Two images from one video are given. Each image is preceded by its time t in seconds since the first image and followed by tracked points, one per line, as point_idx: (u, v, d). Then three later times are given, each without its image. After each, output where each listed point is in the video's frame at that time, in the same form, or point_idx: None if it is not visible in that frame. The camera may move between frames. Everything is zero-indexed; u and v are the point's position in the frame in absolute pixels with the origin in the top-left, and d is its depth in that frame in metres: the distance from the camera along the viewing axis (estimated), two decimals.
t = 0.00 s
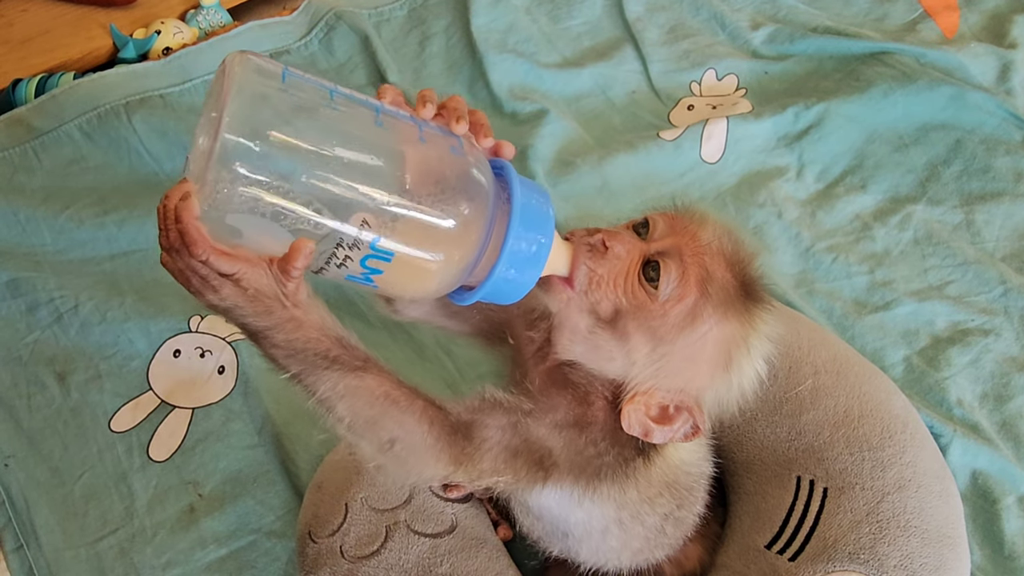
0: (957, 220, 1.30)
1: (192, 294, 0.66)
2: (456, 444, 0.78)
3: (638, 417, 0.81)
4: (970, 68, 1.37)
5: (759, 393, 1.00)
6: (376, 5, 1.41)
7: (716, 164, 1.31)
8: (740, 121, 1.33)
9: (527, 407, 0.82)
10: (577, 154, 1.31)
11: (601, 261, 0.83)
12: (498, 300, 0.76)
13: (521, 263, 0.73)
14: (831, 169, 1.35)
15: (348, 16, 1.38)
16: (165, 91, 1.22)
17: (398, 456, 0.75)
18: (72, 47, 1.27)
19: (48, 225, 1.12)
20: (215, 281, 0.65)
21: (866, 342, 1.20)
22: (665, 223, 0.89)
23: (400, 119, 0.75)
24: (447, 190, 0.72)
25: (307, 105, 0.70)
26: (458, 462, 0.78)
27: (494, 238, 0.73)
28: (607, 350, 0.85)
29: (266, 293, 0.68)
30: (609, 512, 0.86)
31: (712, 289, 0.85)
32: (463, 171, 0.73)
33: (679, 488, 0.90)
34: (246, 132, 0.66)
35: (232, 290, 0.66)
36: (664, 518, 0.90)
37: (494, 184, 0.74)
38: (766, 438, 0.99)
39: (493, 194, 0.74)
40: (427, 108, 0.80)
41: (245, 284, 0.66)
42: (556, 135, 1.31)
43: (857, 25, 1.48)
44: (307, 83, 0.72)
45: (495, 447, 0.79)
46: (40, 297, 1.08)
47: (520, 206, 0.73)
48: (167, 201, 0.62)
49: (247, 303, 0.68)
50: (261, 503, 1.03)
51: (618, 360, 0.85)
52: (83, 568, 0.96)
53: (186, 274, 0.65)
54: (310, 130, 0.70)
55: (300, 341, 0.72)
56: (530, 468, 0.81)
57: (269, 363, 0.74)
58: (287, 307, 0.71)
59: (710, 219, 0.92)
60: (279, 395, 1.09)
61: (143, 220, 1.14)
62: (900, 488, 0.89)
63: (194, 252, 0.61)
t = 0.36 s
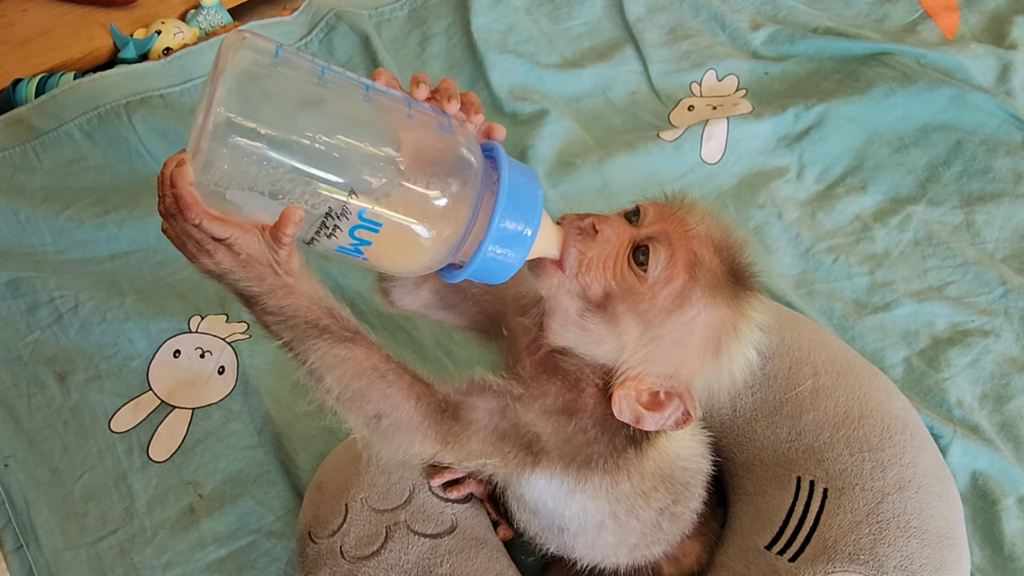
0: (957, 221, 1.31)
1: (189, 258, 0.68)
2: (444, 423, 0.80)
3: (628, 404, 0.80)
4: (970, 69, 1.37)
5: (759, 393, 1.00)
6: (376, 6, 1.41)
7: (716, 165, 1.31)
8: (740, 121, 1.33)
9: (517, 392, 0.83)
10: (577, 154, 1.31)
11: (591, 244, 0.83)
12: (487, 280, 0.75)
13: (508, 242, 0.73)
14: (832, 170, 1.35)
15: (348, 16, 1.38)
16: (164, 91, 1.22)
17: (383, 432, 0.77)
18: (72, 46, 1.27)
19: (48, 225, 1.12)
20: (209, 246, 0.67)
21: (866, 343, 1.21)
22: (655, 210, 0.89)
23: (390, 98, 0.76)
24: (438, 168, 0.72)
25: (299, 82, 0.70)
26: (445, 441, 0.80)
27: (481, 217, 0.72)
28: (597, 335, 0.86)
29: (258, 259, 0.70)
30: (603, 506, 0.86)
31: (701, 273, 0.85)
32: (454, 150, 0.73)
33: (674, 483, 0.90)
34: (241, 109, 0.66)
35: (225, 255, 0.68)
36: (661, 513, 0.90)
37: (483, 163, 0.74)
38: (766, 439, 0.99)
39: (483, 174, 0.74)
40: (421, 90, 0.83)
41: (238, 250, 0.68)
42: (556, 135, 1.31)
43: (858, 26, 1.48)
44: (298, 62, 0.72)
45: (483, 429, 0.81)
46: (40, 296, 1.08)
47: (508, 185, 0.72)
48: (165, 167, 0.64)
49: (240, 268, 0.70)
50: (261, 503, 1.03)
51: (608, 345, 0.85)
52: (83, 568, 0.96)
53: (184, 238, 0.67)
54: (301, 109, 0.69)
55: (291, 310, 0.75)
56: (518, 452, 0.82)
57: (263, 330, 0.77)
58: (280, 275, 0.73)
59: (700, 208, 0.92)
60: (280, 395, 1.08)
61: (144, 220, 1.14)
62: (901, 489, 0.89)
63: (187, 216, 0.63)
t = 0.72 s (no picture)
0: (957, 222, 1.30)
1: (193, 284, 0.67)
2: (450, 438, 0.80)
3: (632, 412, 0.80)
4: (971, 70, 1.37)
5: (759, 394, 1.00)
6: (377, 6, 1.41)
7: (716, 166, 1.31)
8: (740, 122, 1.33)
9: (522, 404, 0.83)
10: (578, 155, 1.31)
11: (595, 253, 0.83)
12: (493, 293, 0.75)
13: (514, 254, 0.72)
14: (832, 171, 1.35)
15: (348, 16, 1.38)
16: (164, 91, 1.22)
17: (391, 448, 0.77)
18: (73, 47, 1.27)
19: (48, 226, 1.12)
20: (215, 268, 0.66)
21: (866, 344, 1.21)
22: (658, 218, 0.88)
23: (393, 110, 0.76)
24: (440, 179, 0.72)
25: (301, 96, 0.71)
26: (451, 457, 0.80)
27: (487, 230, 0.73)
28: (601, 345, 0.85)
29: (265, 280, 0.69)
30: (603, 511, 0.86)
31: (705, 282, 0.84)
32: (456, 161, 0.73)
33: (675, 487, 0.90)
34: (243, 125, 0.66)
35: (232, 277, 0.67)
36: (661, 517, 0.90)
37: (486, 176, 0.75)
38: (766, 440, 0.99)
39: (486, 188, 0.74)
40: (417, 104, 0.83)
41: (245, 271, 0.67)
42: (556, 136, 1.31)
43: (858, 27, 1.48)
44: (301, 76, 0.72)
45: (489, 441, 0.81)
46: (40, 297, 1.08)
47: (512, 198, 0.72)
48: (167, 189, 0.62)
49: (247, 290, 0.68)
50: (261, 504, 1.03)
51: (612, 355, 0.85)
52: (83, 568, 0.96)
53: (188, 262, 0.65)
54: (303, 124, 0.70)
55: (299, 330, 0.74)
56: (524, 465, 0.81)
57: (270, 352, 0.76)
58: (287, 294, 0.72)
59: (703, 215, 0.91)
60: (279, 396, 1.08)
61: (144, 221, 1.14)
62: (901, 490, 0.89)
63: (193, 237, 0.62)
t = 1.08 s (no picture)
0: (957, 222, 1.31)
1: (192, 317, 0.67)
2: (454, 457, 0.79)
3: (634, 428, 0.81)
4: (970, 71, 1.37)
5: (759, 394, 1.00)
6: (377, 6, 1.41)
7: (716, 167, 1.31)
8: (740, 123, 1.33)
9: (526, 420, 0.83)
10: (578, 156, 1.31)
11: (601, 273, 0.82)
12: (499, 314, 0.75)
13: (521, 277, 0.73)
14: (831, 171, 1.35)
15: (348, 17, 1.38)
16: (164, 91, 1.22)
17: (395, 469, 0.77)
18: (73, 47, 1.27)
19: (48, 226, 1.12)
20: (213, 304, 0.65)
21: (866, 344, 1.21)
22: (667, 235, 0.88)
23: (395, 135, 0.76)
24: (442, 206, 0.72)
25: (302, 122, 0.71)
26: (454, 474, 0.79)
27: (493, 253, 0.73)
28: (606, 363, 0.85)
29: (265, 314, 0.68)
30: (605, 519, 0.86)
31: (712, 303, 0.84)
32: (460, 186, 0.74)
33: (675, 496, 0.91)
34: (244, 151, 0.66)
35: (231, 312, 0.66)
36: (662, 525, 0.90)
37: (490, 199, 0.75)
38: (766, 440, 0.99)
39: (492, 210, 0.74)
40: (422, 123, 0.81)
41: (244, 305, 0.66)
42: (556, 137, 1.31)
43: (857, 27, 1.48)
44: (302, 101, 0.72)
45: (493, 458, 0.80)
46: (40, 297, 1.08)
47: (518, 220, 0.73)
48: (163, 224, 0.62)
49: (247, 324, 0.68)
50: (261, 504, 1.03)
51: (615, 373, 0.85)
52: (83, 569, 0.96)
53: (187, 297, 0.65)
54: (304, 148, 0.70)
55: (300, 359, 0.73)
56: (527, 480, 0.81)
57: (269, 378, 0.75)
58: (287, 326, 0.71)
59: (712, 231, 0.91)
60: (279, 396, 1.09)
61: (144, 221, 1.14)
62: (899, 491, 0.89)
63: (191, 275, 0.62)
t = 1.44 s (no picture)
0: (957, 223, 1.31)
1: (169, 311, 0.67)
2: (436, 449, 0.78)
3: (618, 420, 0.80)
4: (970, 71, 1.37)
5: (758, 394, 1.00)
6: (376, 6, 1.41)
7: (715, 167, 1.31)
8: (740, 124, 1.33)
9: (509, 412, 0.82)
10: (577, 156, 1.31)
11: (577, 264, 0.83)
12: (475, 305, 0.75)
13: (494, 268, 0.73)
14: (831, 172, 1.35)
15: (348, 17, 1.38)
16: (164, 91, 1.22)
17: (376, 461, 0.76)
18: (73, 46, 1.27)
19: (47, 226, 1.12)
20: (187, 296, 0.66)
21: (866, 344, 1.21)
22: (644, 226, 0.88)
23: (365, 131, 0.76)
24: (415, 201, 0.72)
25: (272, 118, 0.71)
26: (437, 466, 0.78)
27: (465, 244, 0.73)
28: (586, 353, 0.85)
29: (239, 306, 0.68)
30: (598, 516, 0.86)
31: (689, 291, 0.84)
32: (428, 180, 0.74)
33: (670, 491, 0.90)
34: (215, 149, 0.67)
35: (205, 304, 0.67)
36: (656, 522, 0.90)
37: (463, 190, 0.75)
38: (765, 440, 0.99)
39: (463, 204, 0.74)
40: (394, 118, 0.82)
41: (218, 297, 0.66)
42: (555, 137, 1.31)
43: (857, 27, 1.48)
44: (272, 99, 0.73)
45: (476, 450, 0.80)
46: (39, 297, 1.08)
47: (488, 213, 0.72)
48: (138, 220, 0.64)
49: (222, 316, 0.68)
50: (260, 504, 1.03)
51: (596, 364, 0.85)
52: (82, 568, 0.96)
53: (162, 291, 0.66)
54: (276, 144, 0.70)
55: (276, 349, 0.73)
56: (511, 472, 0.81)
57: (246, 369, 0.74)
58: (263, 318, 0.71)
59: (689, 222, 0.91)
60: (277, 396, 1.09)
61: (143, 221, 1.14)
62: (899, 491, 0.89)
63: (163, 268, 0.63)
